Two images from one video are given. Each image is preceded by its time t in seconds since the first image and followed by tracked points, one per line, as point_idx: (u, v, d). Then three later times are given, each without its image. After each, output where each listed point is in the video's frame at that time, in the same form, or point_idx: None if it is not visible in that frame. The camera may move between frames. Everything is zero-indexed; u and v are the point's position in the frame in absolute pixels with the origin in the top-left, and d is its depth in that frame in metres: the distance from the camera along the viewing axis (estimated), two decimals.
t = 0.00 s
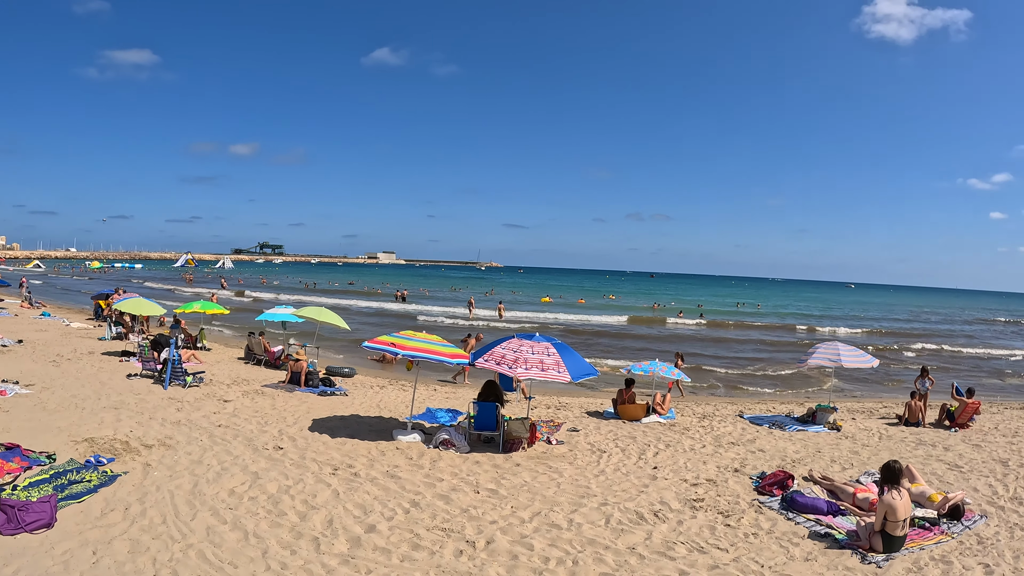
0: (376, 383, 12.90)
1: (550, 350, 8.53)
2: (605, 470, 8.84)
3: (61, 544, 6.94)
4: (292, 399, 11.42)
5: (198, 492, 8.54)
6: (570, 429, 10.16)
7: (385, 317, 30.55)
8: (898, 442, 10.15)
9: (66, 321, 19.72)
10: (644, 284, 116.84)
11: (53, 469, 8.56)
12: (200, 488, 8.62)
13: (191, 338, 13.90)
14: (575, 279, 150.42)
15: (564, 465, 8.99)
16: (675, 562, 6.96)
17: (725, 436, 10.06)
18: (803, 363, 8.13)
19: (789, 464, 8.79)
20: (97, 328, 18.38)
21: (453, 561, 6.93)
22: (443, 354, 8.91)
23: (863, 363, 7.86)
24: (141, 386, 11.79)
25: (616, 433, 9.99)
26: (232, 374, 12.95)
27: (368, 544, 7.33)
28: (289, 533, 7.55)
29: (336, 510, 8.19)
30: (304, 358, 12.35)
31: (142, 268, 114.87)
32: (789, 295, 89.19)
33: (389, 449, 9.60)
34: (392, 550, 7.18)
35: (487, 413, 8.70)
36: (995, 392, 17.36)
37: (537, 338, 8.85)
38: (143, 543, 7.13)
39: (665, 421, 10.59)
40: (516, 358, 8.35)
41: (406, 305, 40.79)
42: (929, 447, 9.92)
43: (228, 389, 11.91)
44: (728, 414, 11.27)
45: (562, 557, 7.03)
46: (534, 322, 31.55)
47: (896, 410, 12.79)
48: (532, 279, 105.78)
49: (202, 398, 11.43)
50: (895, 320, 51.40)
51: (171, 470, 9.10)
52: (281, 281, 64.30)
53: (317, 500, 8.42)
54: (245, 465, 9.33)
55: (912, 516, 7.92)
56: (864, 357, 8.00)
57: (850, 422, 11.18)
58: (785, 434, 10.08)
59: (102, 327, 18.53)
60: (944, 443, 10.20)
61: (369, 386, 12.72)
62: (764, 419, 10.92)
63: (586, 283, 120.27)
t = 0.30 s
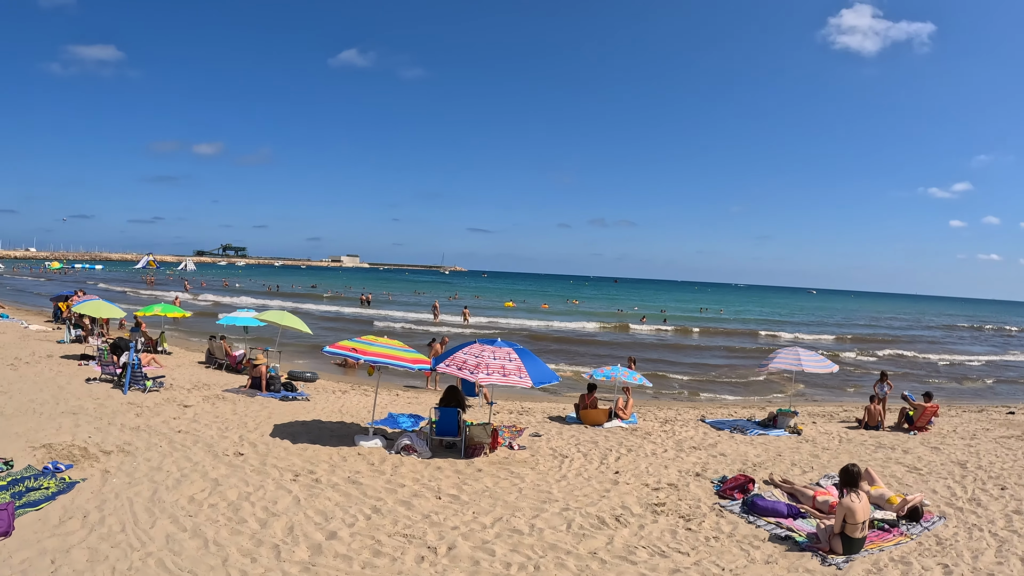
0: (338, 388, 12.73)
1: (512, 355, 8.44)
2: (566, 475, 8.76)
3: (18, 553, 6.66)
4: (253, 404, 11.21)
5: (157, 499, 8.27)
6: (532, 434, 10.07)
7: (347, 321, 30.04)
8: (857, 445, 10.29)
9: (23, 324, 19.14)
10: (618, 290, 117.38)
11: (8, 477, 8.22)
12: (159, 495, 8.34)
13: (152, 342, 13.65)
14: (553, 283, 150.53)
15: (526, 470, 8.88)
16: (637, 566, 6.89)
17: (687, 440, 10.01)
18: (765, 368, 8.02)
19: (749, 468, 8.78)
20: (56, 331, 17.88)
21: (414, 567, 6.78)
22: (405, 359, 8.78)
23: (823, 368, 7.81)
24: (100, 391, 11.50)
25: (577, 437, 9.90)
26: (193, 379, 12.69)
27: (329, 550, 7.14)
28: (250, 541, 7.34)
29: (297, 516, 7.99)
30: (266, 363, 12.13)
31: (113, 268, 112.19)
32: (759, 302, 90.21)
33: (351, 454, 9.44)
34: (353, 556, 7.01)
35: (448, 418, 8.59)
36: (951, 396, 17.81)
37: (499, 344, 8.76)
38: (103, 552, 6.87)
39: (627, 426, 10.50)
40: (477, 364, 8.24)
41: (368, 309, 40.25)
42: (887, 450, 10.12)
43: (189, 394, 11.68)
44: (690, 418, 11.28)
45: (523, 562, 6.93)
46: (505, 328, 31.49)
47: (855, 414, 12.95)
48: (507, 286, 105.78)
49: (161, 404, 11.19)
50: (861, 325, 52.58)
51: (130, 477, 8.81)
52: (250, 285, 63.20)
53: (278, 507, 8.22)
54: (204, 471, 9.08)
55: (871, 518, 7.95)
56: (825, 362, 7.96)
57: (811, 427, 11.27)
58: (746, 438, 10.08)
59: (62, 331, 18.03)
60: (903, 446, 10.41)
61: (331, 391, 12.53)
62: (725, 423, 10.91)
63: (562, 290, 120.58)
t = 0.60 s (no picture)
0: (300, 396, 12.59)
1: (473, 364, 8.34)
2: (528, 483, 8.66)
3: None
4: (214, 413, 11.01)
5: (115, 510, 7.97)
6: (494, 442, 9.97)
7: (305, 327, 29.42)
8: (818, 450, 10.37)
9: None
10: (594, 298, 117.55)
11: None
12: (118, 505, 8.05)
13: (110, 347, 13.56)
14: (531, 287, 150.91)
15: (487, 478, 8.77)
16: (599, 573, 6.77)
17: (649, 447, 9.98)
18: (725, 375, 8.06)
19: (711, 474, 8.76)
20: (13, 337, 17.37)
21: None
22: (365, 367, 8.66)
23: (783, 374, 7.87)
24: (58, 399, 11.22)
25: (539, 445, 9.83)
26: (152, 387, 12.46)
27: (289, 561, 6.92)
28: (210, 551, 7.08)
29: (257, 527, 7.75)
30: (227, 371, 11.94)
31: (82, 272, 109.41)
32: (732, 311, 90.96)
33: (312, 463, 9.28)
34: (314, 567, 6.79)
35: (410, 425, 8.51)
36: (910, 400, 18.21)
37: (460, 352, 8.67)
38: (59, 565, 6.59)
39: (589, 433, 10.45)
40: (438, 372, 8.12)
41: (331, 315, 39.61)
42: (846, 455, 10.22)
43: (148, 402, 11.46)
44: (652, 425, 11.27)
45: (484, 571, 6.78)
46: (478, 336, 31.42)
47: (816, 419, 13.09)
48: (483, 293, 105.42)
49: (121, 411, 10.95)
50: (829, 332, 53.63)
51: (89, 487, 8.50)
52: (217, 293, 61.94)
53: (239, 517, 7.98)
54: (164, 481, 8.81)
55: (831, 522, 7.96)
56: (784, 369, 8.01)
57: (772, 433, 11.34)
58: (708, 445, 10.07)
59: (19, 337, 17.52)
60: (863, 450, 10.53)
61: (292, 399, 12.36)
62: (687, 430, 10.92)
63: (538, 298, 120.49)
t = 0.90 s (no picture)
0: (261, 406, 12.47)
1: (434, 373, 8.25)
2: (490, 491, 8.55)
3: None
4: (173, 422, 10.81)
5: (73, 522, 7.64)
6: (456, 451, 9.86)
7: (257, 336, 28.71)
8: (779, 456, 10.42)
9: None
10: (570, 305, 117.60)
11: None
12: (75, 517, 7.72)
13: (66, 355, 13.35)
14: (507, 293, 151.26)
15: (450, 487, 8.64)
16: None
17: (611, 455, 9.95)
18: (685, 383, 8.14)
19: (672, 481, 8.74)
20: None
21: None
22: (326, 376, 8.52)
23: (742, 380, 7.93)
24: (13, 408, 10.90)
25: (502, 453, 9.75)
26: (111, 396, 12.21)
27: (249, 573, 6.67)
28: (169, 564, 6.80)
29: (217, 538, 7.49)
30: (186, 379, 11.74)
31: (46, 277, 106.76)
32: (705, 318, 91.90)
33: (273, 473, 9.12)
34: None
35: (371, 434, 8.41)
36: (868, 405, 18.62)
37: (422, 361, 8.57)
38: None
39: (551, 441, 10.43)
40: (399, 381, 8.00)
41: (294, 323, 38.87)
42: (807, 460, 10.28)
43: (107, 411, 11.22)
44: (614, 433, 11.28)
45: None
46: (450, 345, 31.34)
47: (776, 425, 13.25)
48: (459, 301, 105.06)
49: (78, 421, 10.70)
50: (796, 339, 54.77)
51: (45, 499, 8.15)
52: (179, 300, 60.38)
53: (198, 528, 7.71)
54: (122, 492, 8.52)
55: (792, 527, 7.97)
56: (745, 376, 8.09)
57: (734, 439, 11.40)
58: (670, 451, 10.07)
59: None
60: (823, 455, 10.63)
61: (253, 408, 12.21)
62: (649, 437, 10.95)
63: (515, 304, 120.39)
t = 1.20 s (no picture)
0: (221, 414, 12.36)
1: (396, 381, 8.16)
2: (453, 500, 8.47)
3: None
4: (133, 431, 10.63)
5: (29, 534, 7.31)
6: (418, 459, 9.79)
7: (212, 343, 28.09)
8: (741, 462, 10.50)
9: None
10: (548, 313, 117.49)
11: None
12: (32, 529, 7.39)
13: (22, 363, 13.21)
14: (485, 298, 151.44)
15: (412, 496, 8.55)
16: None
17: (574, 462, 9.94)
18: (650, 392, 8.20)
19: (635, 488, 8.75)
20: None
21: None
22: (287, 385, 8.41)
23: (705, 388, 8.02)
24: None
25: (464, 461, 9.70)
26: (69, 404, 11.98)
27: None
28: None
29: (177, 550, 7.24)
30: (146, 388, 11.56)
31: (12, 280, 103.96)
32: (680, 326, 92.61)
33: (233, 483, 8.98)
34: None
35: (332, 443, 8.35)
36: (831, 410, 18.97)
37: (383, 369, 8.48)
38: None
39: (513, 449, 10.42)
40: (360, 390, 7.89)
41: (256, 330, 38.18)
42: (768, 465, 10.36)
43: (65, 420, 11.00)
44: (578, 440, 11.30)
45: None
46: (425, 353, 31.22)
47: (738, 431, 13.39)
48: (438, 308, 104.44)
49: (36, 430, 10.46)
50: (768, 346, 55.68)
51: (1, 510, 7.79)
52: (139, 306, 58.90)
53: (158, 540, 7.46)
54: (81, 503, 8.25)
55: (755, 531, 7.97)
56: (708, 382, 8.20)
57: (697, 445, 11.46)
58: (632, 458, 10.11)
59: None
60: (784, 460, 10.73)
61: (214, 416, 12.10)
62: (613, 444, 10.97)
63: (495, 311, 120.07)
